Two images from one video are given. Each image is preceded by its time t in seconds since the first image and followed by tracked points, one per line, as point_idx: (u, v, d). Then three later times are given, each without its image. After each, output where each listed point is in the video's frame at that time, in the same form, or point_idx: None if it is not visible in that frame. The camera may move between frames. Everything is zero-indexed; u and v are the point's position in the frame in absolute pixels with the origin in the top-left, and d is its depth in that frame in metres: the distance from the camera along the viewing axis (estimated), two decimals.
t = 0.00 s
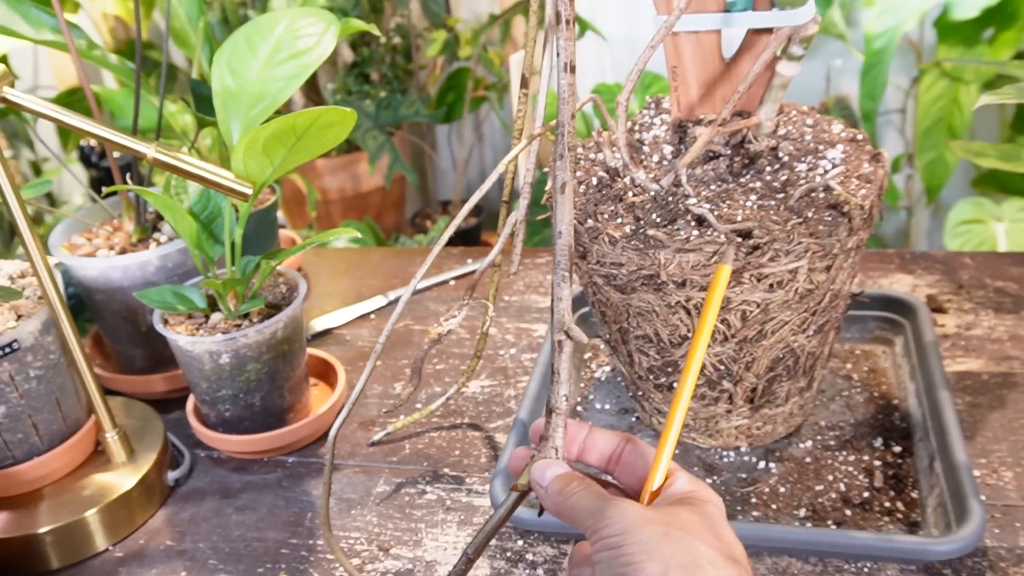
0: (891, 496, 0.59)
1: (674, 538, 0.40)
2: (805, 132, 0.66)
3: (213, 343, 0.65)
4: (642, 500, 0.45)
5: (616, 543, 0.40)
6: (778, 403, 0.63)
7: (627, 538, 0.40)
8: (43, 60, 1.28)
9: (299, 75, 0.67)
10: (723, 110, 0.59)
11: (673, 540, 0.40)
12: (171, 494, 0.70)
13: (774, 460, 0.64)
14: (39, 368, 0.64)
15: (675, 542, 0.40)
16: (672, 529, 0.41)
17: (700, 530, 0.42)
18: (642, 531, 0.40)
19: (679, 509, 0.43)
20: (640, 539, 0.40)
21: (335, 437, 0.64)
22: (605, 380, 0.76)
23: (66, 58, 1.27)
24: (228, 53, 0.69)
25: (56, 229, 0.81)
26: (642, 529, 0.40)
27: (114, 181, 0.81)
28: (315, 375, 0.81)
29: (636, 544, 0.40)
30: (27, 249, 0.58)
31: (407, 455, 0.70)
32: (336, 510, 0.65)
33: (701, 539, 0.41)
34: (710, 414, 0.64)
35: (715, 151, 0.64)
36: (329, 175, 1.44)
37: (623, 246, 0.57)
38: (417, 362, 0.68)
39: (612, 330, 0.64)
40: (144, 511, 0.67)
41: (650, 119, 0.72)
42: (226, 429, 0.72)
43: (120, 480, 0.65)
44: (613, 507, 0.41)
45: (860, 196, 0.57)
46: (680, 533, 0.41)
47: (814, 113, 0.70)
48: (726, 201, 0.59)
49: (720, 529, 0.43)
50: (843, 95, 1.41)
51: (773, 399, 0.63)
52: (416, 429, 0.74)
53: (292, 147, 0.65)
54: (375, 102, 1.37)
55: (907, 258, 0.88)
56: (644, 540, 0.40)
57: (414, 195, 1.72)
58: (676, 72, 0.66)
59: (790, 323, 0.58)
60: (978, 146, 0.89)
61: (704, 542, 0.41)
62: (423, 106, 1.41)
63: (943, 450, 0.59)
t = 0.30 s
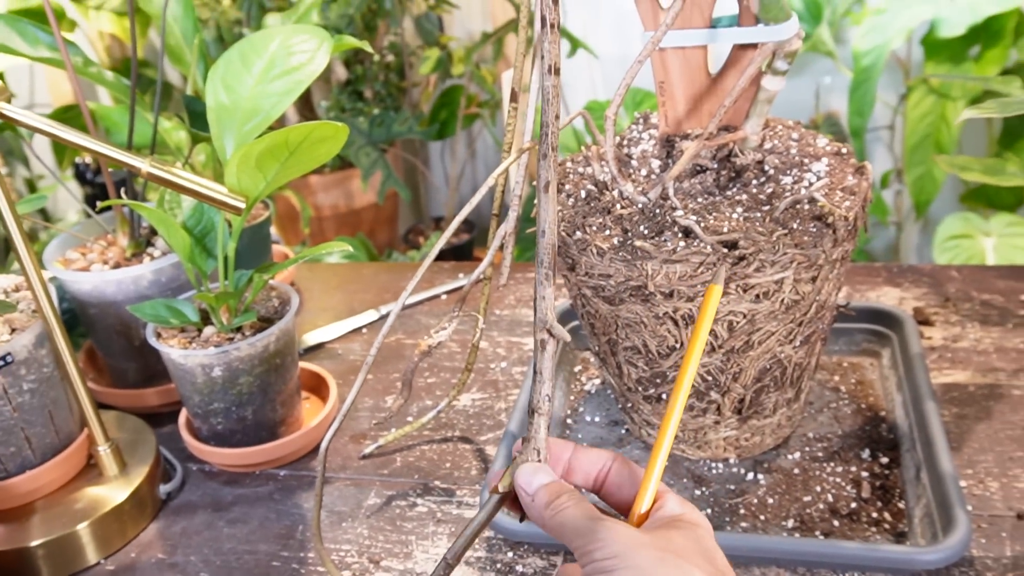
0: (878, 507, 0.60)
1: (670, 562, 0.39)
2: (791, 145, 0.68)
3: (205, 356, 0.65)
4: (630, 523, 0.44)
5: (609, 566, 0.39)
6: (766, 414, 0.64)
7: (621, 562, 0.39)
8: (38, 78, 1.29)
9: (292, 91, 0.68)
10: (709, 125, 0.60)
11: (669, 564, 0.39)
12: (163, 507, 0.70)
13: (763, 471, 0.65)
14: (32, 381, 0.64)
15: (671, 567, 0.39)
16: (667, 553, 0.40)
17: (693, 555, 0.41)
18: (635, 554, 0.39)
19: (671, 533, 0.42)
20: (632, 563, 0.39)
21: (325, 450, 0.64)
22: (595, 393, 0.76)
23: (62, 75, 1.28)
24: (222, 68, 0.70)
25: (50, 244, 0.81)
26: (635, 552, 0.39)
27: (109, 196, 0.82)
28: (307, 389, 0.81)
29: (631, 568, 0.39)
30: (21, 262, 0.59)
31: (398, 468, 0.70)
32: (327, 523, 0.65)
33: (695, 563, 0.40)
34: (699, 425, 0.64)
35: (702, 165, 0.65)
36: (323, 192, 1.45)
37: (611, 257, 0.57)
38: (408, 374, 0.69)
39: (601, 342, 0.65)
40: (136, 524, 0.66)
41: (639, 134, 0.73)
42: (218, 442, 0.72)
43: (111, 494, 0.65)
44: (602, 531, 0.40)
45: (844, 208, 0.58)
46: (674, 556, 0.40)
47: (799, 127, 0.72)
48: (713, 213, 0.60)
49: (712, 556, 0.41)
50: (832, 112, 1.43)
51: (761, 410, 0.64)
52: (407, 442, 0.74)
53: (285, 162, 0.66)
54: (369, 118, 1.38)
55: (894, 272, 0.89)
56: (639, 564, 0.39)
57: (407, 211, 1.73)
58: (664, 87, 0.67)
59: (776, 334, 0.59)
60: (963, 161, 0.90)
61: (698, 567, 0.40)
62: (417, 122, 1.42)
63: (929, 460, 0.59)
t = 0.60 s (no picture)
0: (873, 514, 0.59)
1: (655, 567, 0.38)
2: (783, 151, 0.68)
3: (192, 364, 0.63)
4: (620, 526, 0.43)
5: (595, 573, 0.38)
6: (760, 420, 0.63)
7: (606, 568, 0.38)
8: (26, 87, 1.28)
9: (281, 96, 0.68)
10: (702, 129, 0.60)
11: (654, 569, 0.38)
12: (149, 517, 0.68)
13: (757, 478, 0.64)
14: (15, 389, 0.63)
15: (657, 571, 0.38)
16: (652, 557, 0.39)
17: (683, 557, 0.40)
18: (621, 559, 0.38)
19: (660, 535, 0.41)
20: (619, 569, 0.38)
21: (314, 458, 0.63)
22: (587, 400, 0.75)
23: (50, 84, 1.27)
24: (210, 74, 0.69)
25: (36, 251, 0.80)
26: (622, 557, 0.39)
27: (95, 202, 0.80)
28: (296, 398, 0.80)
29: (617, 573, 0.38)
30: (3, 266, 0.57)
31: (388, 477, 0.69)
32: (315, 533, 0.64)
33: (683, 566, 0.39)
34: (693, 431, 0.64)
35: (694, 170, 0.65)
36: (313, 202, 1.44)
37: (603, 261, 0.57)
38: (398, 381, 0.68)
39: (594, 347, 0.64)
40: (121, 534, 0.64)
41: (631, 140, 0.73)
42: (205, 451, 0.70)
43: (96, 504, 0.63)
44: (591, 538, 0.40)
45: (838, 212, 0.58)
46: (660, 561, 0.39)
47: (792, 132, 0.71)
48: (706, 217, 0.59)
49: (704, 556, 0.41)
50: (823, 122, 1.44)
51: (755, 416, 0.63)
52: (397, 451, 0.73)
53: (274, 167, 0.65)
54: (359, 127, 1.37)
55: (887, 279, 0.89)
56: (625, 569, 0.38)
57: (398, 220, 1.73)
58: (656, 92, 0.67)
59: (770, 338, 0.59)
60: (954, 167, 0.90)
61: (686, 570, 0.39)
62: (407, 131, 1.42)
63: (925, 466, 0.59)
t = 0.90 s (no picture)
0: (871, 510, 0.59)
1: (638, 554, 0.37)
2: (780, 147, 0.68)
3: (186, 361, 0.62)
4: (615, 521, 0.42)
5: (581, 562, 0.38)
6: (757, 417, 0.63)
7: (592, 557, 0.38)
8: (18, 85, 1.27)
9: (276, 92, 0.67)
10: (698, 125, 0.60)
11: (636, 557, 0.37)
12: (142, 516, 0.67)
13: (754, 475, 0.64)
14: (6, 387, 0.61)
15: (639, 559, 0.37)
16: (635, 545, 0.38)
17: (668, 544, 0.39)
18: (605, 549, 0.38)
19: (645, 524, 0.40)
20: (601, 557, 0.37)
21: (309, 455, 0.62)
22: (584, 398, 0.75)
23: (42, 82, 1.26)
24: (205, 70, 0.68)
25: (28, 248, 0.78)
26: (606, 546, 0.38)
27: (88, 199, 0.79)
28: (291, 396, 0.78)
29: (599, 562, 0.37)
30: None
31: (384, 475, 0.68)
32: (310, 532, 0.63)
33: (667, 552, 0.38)
34: (690, 428, 0.63)
35: (690, 167, 0.65)
36: (308, 201, 1.43)
37: (600, 257, 0.57)
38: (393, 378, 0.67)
39: (591, 344, 0.64)
40: (114, 533, 0.64)
41: (627, 136, 0.72)
42: (199, 450, 0.69)
43: (88, 503, 0.63)
44: (581, 529, 0.39)
45: (835, 208, 0.58)
46: (644, 548, 0.38)
47: (788, 128, 0.71)
48: (703, 213, 0.60)
49: (692, 548, 0.40)
50: (818, 121, 1.44)
51: (753, 413, 0.63)
52: (392, 448, 0.71)
53: (268, 163, 0.65)
54: (353, 127, 1.38)
55: (883, 276, 0.89)
56: (607, 557, 0.37)
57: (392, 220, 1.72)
58: (652, 88, 0.66)
59: (767, 335, 0.59)
60: (951, 164, 0.90)
61: (671, 557, 0.38)
62: (403, 130, 1.42)
63: (922, 463, 0.59)
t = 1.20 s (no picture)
0: (871, 508, 0.59)
1: (633, 537, 0.38)
2: (780, 144, 0.68)
3: (186, 357, 0.62)
4: (604, 506, 0.42)
5: (574, 547, 0.38)
6: (757, 414, 0.63)
7: (586, 541, 0.38)
8: (16, 81, 1.27)
9: (277, 88, 0.67)
10: (699, 123, 0.60)
11: (631, 539, 0.37)
12: (141, 512, 0.67)
13: (754, 473, 0.64)
14: (6, 383, 0.61)
15: (635, 541, 0.37)
16: (631, 528, 0.38)
17: (663, 527, 0.39)
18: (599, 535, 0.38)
19: (639, 508, 0.41)
20: (595, 542, 0.37)
21: (309, 451, 0.62)
22: (584, 395, 0.75)
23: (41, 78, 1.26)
24: (205, 66, 0.68)
25: (27, 244, 0.78)
26: (601, 530, 0.38)
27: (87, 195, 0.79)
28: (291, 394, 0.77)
29: (594, 546, 0.37)
30: None
31: (384, 471, 0.67)
32: (309, 528, 0.62)
33: (662, 536, 0.38)
34: (690, 425, 0.63)
35: (692, 164, 0.65)
36: (306, 197, 1.43)
37: (601, 254, 0.57)
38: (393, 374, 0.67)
39: (591, 341, 0.64)
40: (113, 529, 0.63)
41: (628, 133, 0.72)
42: (198, 446, 0.68)
43: (88, 498, 0.63)
44: (568, 515, 0.39)
45: (836, 205, 0.58)
46: (639, 531, 0.38)
47: (789, 125, 0.71)
48: (704, 211, 0.60)
49: (685, 529, 0.40)
50: (817, 120, 1.44)
51: (753, 410, 0.63)
52: (392, 445, 0.70)
53: (269, 159, 0.64)
54: (352, 123, 1.37)
55: (883, 275, 0.89)
56: (602, 542, 0.37)
57: (391, 217, 1.72)
58: (654, 85, 0.66)
59: (768, 332, 0.59)
60: (951, 162, 0.90)
61: (667, 539, 0.38)
62: (402, 127, 1.42)
63: (922, 460, 0.59)
